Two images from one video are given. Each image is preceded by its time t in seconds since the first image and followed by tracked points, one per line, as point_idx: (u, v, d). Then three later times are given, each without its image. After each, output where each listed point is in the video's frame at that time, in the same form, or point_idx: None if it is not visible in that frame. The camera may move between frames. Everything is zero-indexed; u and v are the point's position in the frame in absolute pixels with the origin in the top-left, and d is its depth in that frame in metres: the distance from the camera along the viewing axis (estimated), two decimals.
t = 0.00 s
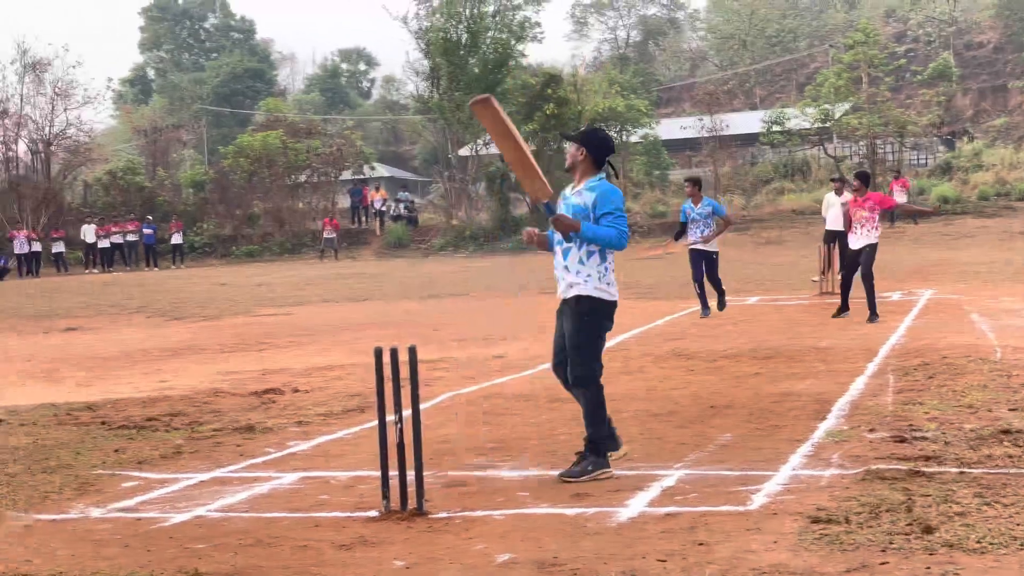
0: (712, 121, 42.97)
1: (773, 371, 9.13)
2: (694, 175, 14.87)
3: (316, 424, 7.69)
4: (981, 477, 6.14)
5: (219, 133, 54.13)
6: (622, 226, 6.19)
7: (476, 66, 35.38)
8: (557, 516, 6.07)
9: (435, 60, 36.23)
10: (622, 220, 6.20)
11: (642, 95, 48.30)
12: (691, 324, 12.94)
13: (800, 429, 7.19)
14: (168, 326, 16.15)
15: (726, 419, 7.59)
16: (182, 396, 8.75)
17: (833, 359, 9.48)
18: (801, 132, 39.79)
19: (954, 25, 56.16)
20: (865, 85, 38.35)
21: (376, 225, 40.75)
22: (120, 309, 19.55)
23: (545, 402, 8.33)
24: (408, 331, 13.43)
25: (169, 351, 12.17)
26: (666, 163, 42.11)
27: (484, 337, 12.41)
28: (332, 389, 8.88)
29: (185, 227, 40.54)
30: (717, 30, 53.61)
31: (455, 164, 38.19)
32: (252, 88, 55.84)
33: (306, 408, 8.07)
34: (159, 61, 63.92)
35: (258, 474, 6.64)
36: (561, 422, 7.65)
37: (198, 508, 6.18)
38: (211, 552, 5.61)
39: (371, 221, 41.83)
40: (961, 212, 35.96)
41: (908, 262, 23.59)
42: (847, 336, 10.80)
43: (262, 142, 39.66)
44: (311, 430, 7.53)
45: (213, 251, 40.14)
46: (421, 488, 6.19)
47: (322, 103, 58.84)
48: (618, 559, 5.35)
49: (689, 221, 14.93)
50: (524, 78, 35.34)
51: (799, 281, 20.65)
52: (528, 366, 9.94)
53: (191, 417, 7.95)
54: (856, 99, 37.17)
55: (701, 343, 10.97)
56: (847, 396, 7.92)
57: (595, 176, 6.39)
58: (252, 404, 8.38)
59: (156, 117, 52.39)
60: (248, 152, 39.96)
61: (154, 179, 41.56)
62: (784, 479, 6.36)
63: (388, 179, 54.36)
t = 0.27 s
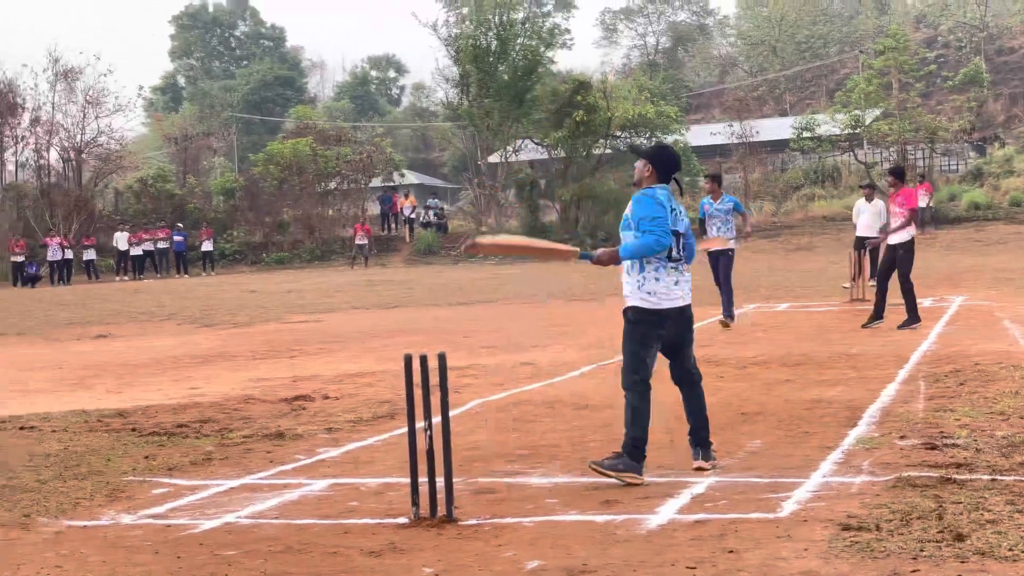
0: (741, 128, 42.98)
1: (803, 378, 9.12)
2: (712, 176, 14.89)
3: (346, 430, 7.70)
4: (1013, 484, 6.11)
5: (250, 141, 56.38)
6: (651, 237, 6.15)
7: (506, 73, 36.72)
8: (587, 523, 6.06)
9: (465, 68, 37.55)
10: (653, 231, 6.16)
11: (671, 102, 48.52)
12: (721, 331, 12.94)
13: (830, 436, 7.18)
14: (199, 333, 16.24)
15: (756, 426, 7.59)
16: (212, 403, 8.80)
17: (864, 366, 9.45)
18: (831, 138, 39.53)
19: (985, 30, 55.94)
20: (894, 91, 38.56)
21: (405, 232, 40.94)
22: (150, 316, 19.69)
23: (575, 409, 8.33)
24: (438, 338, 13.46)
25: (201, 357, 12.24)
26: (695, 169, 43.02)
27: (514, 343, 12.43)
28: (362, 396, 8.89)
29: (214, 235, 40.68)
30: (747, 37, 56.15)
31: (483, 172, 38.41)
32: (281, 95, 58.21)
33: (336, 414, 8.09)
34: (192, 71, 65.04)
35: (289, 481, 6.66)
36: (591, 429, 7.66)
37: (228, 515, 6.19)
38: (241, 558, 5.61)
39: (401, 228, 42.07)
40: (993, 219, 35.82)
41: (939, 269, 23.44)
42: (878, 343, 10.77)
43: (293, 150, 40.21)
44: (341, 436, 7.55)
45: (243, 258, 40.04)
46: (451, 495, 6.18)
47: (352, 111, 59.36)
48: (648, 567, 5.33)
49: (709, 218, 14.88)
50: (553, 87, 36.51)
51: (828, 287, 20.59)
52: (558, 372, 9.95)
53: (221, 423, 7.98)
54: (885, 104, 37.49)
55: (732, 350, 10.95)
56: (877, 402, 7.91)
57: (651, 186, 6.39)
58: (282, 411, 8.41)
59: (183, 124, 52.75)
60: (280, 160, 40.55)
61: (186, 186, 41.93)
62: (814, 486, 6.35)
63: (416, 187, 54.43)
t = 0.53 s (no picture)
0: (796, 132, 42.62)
1: (859, 385, 9.05)
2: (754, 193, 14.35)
3: (399, 437, 7.73)
4: None
5: (305, 148, 56.54)
6: (701, 229, 6.42)
7: (559, 79, 36.40)
8: (641, 529, 6.03)
9: (518, 74, 37.11)
10: (705, 224, 6.43)
11: (726, 107, 48.17)
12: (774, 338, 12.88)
13: (886, 444, 7.12)
14: (252, 338, 16.43)
15: (810, 433, 7.54)
16: (267, 408, 8.86)
17: (920, 373, 9.36)
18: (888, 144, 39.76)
19: None
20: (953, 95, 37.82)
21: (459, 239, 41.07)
22: (202, 322, 19.95)
23: (627, 415, 8.33)
24: (490, 344, 13.50)
25: (255, 363, 12.37)
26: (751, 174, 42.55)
27: (566, 349, 12.44)
28: (415, 402, 8.93)
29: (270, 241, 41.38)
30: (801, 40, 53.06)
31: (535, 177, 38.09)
32: (335, 103, 57.91)
33: (390, 420, 8.12)
34: (247, 78, 65.63)
35: (343, 486, 6.68)
36: (644, 435, 7.65)
37: (283, 520, 6.21)
38: (295, 563, 5.63)
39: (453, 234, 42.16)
40: None
41: (995, 275, 23.10)
42: (934, 350, 10.67)
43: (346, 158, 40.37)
44: (394, 442, 7.58)
45: (298, 264, 40.94)
46: (504, 501, 6.16)
47: (406, 117, 59.53)
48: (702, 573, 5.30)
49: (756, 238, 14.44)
50: (606, 92, 35.52)
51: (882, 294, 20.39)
52: (610, 379, 9.96)
53: (277, 429, 8.04)
54: (942, 108, 36.94)
55: (787, 357, 10.88)
56: (934, 410, 7.83)
57: (729, 186, 6.65)
58: (336, 417, 8.46)
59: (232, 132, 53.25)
60: (333, 166, 40.79)
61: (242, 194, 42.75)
62: (870, 494, 6.28)
63: (469, 192, 54.39)
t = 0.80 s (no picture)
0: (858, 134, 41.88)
1: (923, 391, 8.95)
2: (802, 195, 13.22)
3: (461, 440, 7.76)
4: None
5: (366, 152, 57.10)
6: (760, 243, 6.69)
7: (619, 82, 35.52)
8: (703, 534, 6.00)
9: (578, 78, 36.39)
10: (764, 237, 6.69)
11: (788, 109, 47.76)
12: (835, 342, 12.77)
13: (952, 450, 7.02)
14: (313, 342, 16.58)
15: (873, 439, 7.48)
16: (328, 412, 8.94)
17: (985, 379, 9.24)
18: (951, 144, 38.22)
19: None
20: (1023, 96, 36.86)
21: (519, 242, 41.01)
22: (260, 325, 20.20)
23: (688, 419, 8.31)
24: (548, 347, 13.51)
25: (316, 365, 12.48)
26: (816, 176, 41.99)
27: (626, 353, 12.41)
28: (475, 406, 8.96)
29: (332, 245, 41.41)
30: (862, 42, 50.95)
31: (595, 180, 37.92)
32: (396, 107, 58.62)
33: (451, 424, 8.14)
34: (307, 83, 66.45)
35: (404, 490, 6.71)
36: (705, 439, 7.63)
37: (346, 522, 6.24)
38: (359, 566, 5.65)
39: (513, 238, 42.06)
40: None
41: None
42: (999, 355, 10.51)
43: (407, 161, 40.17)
44: (456, 446, 7.61)
45: (359, 268, 40.66)
46: (566, 505, 6.15)
47: (466, 122, 59.73)
48: None
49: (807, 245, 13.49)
50: (666, 95, 35.64)
51: (944, 298, 20.10)
52: (670, 383, 9.94)
53: (339, 432, 8.10)
54: (1008, 110, 36.00)
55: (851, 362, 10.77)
56: (1000, 416, 7.72)
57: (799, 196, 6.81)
58: (397, 420, 8.50)
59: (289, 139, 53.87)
60: (393, 170, 40.20)
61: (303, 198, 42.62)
62: (935, 500, 6.20)
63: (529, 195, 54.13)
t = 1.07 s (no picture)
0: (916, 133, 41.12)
1: (985, 394, 8.84)
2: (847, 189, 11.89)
3: (516, 441, 7.77)
4: None
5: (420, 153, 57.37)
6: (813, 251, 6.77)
7: (672, 83, 35.62)
8: (761, 536, 5.97)
9: (631, 78, 36.37)
10: (817, 243, 6.77)
11: (843, 108, 47.25)
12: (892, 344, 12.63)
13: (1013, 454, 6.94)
14: (367, 342, 16.71)
15: (933, 442, 7.39)
16: (384, 413, 8.98)
17: None
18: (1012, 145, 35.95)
19: None
20: None
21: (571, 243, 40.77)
22: (312, 326, 20.38)
23: (743, 421, 8.28)
24: (601, 348, 13.50)
25: (371, 366, 12.58)
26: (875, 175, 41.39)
27: (679, 354, 12.38)
28: (530, 407, 8.98)
29: (385, 247, 41.16)
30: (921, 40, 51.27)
31: (649, 180, 38.22)
32: (449, 109, 58.75)
33: (505, 424, 8.16)
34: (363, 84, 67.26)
35: (461, 491, 6.72)
36: (762, 441, 7.58)
37: (403, 522, 6.26)
38: (416, 566, 5.66)
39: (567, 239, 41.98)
40: None
41: None
42: None
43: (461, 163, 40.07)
44: (511, 446, 7.62)
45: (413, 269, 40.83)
46: (623, 506, 6.13)
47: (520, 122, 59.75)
48: None
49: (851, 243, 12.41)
50: (720, 95, 35.49)
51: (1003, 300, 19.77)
52: (725, 384, 9.90)
53: (395, 433, 8.14)
54: None
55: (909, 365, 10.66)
56: None
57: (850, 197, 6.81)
58: (453, 421, 8.54)
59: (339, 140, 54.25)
60: (449, 172, 40.59)
61: (356, 197, 41.89)
62: (998, 504, 6.12)
63: (584, 196, 53.84)
